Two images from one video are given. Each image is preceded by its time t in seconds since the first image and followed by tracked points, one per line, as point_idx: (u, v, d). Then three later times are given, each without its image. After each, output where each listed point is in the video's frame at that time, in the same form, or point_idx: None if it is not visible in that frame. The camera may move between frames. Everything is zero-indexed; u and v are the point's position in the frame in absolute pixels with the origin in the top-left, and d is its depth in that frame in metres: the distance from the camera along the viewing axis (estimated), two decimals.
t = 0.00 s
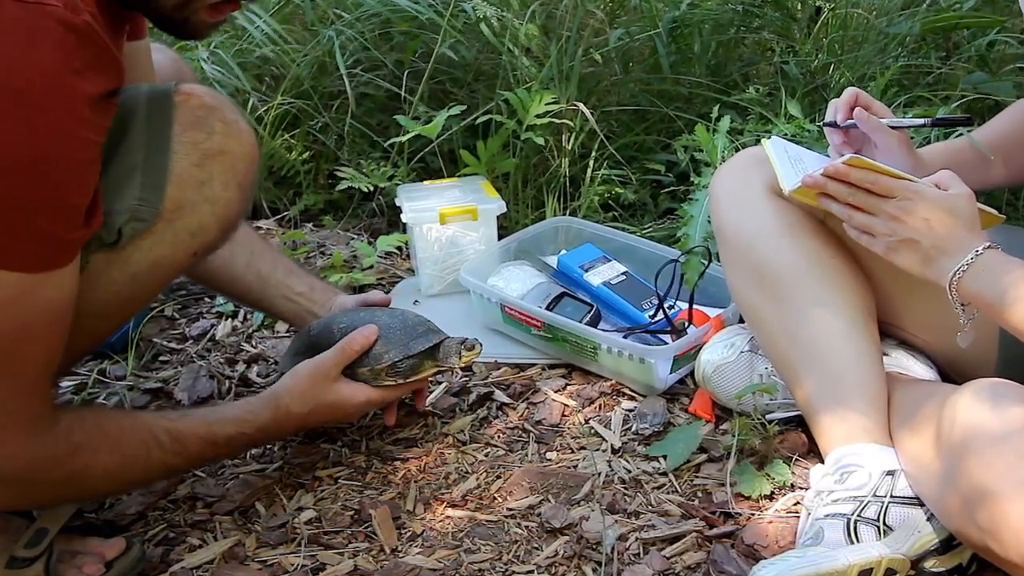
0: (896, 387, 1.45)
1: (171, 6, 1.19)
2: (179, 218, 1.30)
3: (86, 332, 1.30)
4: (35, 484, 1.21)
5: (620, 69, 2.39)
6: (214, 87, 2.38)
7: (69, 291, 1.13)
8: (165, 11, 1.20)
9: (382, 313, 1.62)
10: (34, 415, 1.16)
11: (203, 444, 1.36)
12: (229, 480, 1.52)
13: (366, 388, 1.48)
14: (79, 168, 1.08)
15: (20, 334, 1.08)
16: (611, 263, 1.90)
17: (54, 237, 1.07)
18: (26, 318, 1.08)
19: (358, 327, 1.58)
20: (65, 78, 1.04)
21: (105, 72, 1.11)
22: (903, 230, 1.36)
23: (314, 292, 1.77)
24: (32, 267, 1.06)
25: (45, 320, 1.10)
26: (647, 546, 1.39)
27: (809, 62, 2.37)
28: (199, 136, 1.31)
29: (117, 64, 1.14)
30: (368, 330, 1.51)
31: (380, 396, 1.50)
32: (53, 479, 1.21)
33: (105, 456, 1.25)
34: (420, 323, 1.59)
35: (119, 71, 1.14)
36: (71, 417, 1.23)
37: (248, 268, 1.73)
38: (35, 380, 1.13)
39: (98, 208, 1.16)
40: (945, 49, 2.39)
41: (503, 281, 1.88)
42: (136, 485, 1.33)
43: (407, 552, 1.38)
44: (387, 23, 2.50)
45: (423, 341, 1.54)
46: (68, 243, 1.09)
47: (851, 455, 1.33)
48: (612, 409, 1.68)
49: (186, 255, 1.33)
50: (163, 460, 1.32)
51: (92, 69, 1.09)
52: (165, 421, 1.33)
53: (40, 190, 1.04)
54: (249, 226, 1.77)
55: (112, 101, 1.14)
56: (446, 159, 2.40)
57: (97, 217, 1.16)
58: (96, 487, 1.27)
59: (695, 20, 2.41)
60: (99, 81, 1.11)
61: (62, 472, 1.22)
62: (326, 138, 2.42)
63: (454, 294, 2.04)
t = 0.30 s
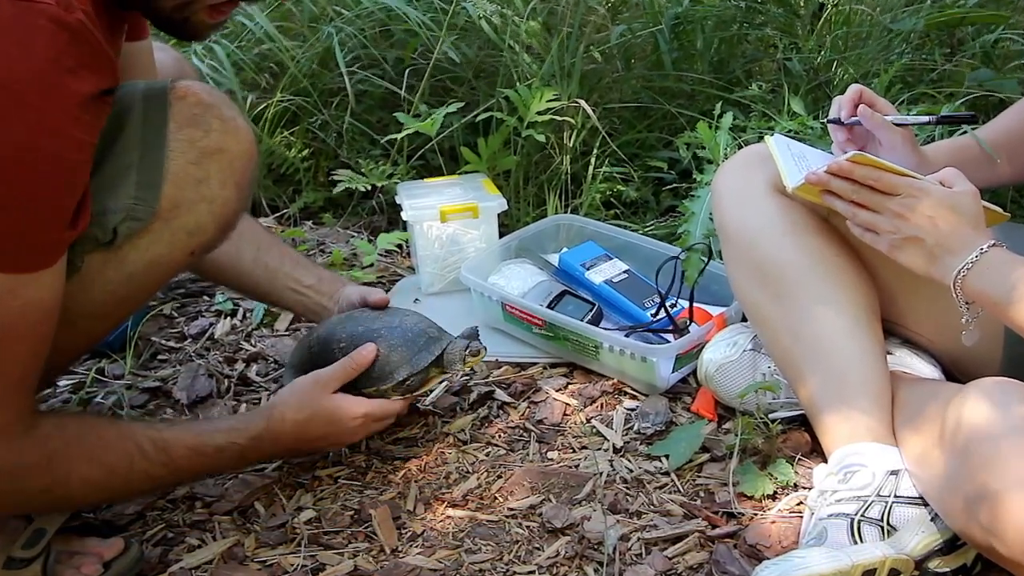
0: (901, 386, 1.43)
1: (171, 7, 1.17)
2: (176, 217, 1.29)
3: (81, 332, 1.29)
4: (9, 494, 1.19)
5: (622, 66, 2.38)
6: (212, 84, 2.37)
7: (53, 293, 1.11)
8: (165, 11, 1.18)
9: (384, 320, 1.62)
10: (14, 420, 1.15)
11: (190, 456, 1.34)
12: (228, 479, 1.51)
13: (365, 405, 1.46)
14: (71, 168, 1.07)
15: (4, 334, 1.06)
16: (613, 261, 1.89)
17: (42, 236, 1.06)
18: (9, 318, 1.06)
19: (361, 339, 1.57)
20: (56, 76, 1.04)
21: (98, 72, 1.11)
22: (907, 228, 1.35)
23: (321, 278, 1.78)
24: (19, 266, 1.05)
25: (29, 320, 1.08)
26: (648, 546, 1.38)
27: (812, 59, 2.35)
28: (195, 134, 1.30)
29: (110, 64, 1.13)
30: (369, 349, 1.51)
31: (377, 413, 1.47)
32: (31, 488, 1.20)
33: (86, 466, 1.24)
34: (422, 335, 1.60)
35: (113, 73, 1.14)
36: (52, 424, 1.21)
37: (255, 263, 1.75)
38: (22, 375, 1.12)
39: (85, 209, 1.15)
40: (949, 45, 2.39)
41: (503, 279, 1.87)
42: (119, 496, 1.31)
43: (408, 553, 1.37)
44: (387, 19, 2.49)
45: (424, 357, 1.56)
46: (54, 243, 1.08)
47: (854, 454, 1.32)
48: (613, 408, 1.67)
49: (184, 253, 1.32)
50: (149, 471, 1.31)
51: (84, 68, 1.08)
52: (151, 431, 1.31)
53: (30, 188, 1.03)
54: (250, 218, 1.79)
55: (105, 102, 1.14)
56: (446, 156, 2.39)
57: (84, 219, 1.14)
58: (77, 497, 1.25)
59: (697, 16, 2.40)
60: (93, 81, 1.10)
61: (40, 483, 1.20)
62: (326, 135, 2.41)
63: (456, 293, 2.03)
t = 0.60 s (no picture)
0: (905, 385, 1.42)
1: (165, 4, 1.16)
2: (172, 217, 1.27)
3: (77, 332, 1.28)
4: (14, 496, 1.17)
5: (624, 63, 2.37)
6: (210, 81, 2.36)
7: (51, 292, 1.10)
8: (159, 9, 1.17)
9: (399, 325, 1.63)
10: (16, 420, 1.14)
11: (196, 451, 1.32)
12: (227, 479, 1.50)
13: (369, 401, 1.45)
14: (67, 166, 1.06)
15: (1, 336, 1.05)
16: (615, 259, 1.88)
17: (40, 233, 1.05)
18: (6, 318, 1.05)
19: (372, 343, 1.59)
20: (49, 72, 1.03)
21: (93, 68, 1.10)
22: (911, 225, 1.34)
23: (337, 281, 1.79)
24: (17, 263, 1.04)
25: (26, 320, 1.07)
26: (650, 547, 1.37)
27: (816, 56, 2.34)
28: (192, 132, 1.29)
29: (105, 59, 1.12)
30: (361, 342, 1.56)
31: (379, 411, 1.46)
32: (35, 489, 1.18)
33: (90, 464, 1.22)
34: (431, 344, 1.60)
35: (108, 69, 1.13)
36: (54, 423, 1.20)
37: (271, 264, 1.71)
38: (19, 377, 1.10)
39: (82, 206, 1.14)
40: (954, 42, 2.38)
41: (504, 277, 1.86)
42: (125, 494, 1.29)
43: (408, 553, 1.36)
44: (387, 15, 2.48)
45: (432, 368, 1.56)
46: (52, 240, 1.07)
47: (857, 454, 1.31)
48: (615, 407, 1.66)
49: (182, 254, 1.31)
50: (154, 467, 1.29)
51: (78, 63, 1.08)
52: (155, 428, 1.29)
53: (27, 185, 1.02)
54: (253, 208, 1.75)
55: (100, 98, 1.13)
56: (447, 153, 2.38)
57: (81, 217, 1.13)
58: (83, 496, 1.24)
59: (700, 12, 2.37)
60: (87, 76, 1.09)
61: (44, 483, 1.18)
62: (326, 132, 2.40)
63: (456, 290, 2.02)
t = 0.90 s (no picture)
0: (909, 384, 1.41)
1: None
2: (169, 216, 1.26)
3: (74, 331, 1.27)
4: (18, 495, 1.16)
5: (625, 59, 2.35)
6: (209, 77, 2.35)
7: (49, 290, 1.09)
8: (154, 4, 1.16)
9: (414, 322, 1.62)
10: (22, 418, 1.12)
11: (201, 443, 1.31)
12: (227, 479, 1.49)
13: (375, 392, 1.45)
14: (64, 161, 1.05)
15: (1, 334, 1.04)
16: (617, 258, 1.86)
17: (40, 229, 1.04)
18: (5, 315, 1.04)
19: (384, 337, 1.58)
20: (43, 65, 1.01)
21: (87, 60, 1.09)
22: (915, 223, 1.33)
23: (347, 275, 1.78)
24: (15, 260, 1.03)
25: (25, 318, 1.06)
26: (652, 547, 1.36)
27: (819, 52, 2.35)
28: (188, 130, 1.28)
29: (99, 50, 1.11)
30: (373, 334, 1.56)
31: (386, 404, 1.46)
32: (40, 487, 1.17)
33: (95, 459, 1.20)
34: (443, 344, 1.57)
35: (102, 61, 1.12)
36: (58, 418, 1.18)
37: (278, 258, 1.71)
38: (20, 376, 1.09)
39: (78, 201, 1.12)
40: (957, 39, 2.35)
41: (505, 276, 1.84)
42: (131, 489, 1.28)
43: (408, 553, 1.35)
44: (387, 12, 2.47)
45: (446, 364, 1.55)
46: (51, 236, 1.06)
47: (861, 454, 1.30)
48: (617, 406, 1.65)
49: (179, 253, 1.30)
50: (160, 460, 1.27)
51: (73, 55, 1.07)
52: (162, 422, 1.29)
53: (27, 182, 1.01)
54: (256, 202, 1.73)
55: (93, 92, 1.12)
56: (447, 150, 2.37)
57: (78, 212, 1.12)
58: (89, 491, 1.22)
59: (702, 8, 2.36)
60: (82, 69, 1.08)
61: (52, 477, 1.17)
62: (325, 129, 2.39)
63: (457, 288, 2.01)
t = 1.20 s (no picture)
0: (913, 383, 1.40)
1: None
2: (167, 214, 1.25)
3: (72, 330, 1.26)
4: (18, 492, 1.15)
5: (627, 56, 2.34)
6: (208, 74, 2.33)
7: (47, 288, 1.08)
8: None
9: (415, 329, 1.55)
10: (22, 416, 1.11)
11: (197, 441, 1.30)
12: (226, 478, 1.48)
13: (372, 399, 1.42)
14: (61, 157, 1.04)
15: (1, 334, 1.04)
16: (618, 256, 1.85)
17: (38, 227, 1.03)
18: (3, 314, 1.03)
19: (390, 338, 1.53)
20: (38, 62, 1.00)
21: (83, 58, 1.08)
22: (919, 221, 1.32)
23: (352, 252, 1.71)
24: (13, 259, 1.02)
25: (22, 316, 1.05)
26: (654, 547, 1.35)
27: (823, 48, 2.34)
28: (187, 127, 1.27)
29: (95, 48, 1.10)
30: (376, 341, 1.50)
31: (382, 411, 1.44)
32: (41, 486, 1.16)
33: (94, 457, 1.19)
34: (443, 361, 1.51)
35: (99, 59, 1.11)
36: (57, 418, 1.17)
37: (278, 242, 1.65)
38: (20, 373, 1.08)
39: (76, 198, 1.11)
40: (961, 34, 2.37)
41: (506, 274, 1.83)
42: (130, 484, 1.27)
43: (409, 553, 1.34)
44: (387, 8, 2.45)
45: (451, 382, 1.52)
46: (50, 235, 1.05)
47: (865, 453, 1.28)
48: (619, 405, 1.64)
49: (177, 251, 1.29)
50: (157, 458, 1.26)
51: (69, 53, 1.06)
52: (157, 418, 1.27)
53: (25, 181, 1.00)
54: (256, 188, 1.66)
55: (90, 90, 1.11)
56: (448, 148, 2.36)
57: (76, 209, 1.11)
58: (93, 489, 1.21)
59: (705, 4, 2.35)
60: (78, 67, 1.07)
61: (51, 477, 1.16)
62: (325, 126, 2.38)
63: (457, 286, 1.99)
